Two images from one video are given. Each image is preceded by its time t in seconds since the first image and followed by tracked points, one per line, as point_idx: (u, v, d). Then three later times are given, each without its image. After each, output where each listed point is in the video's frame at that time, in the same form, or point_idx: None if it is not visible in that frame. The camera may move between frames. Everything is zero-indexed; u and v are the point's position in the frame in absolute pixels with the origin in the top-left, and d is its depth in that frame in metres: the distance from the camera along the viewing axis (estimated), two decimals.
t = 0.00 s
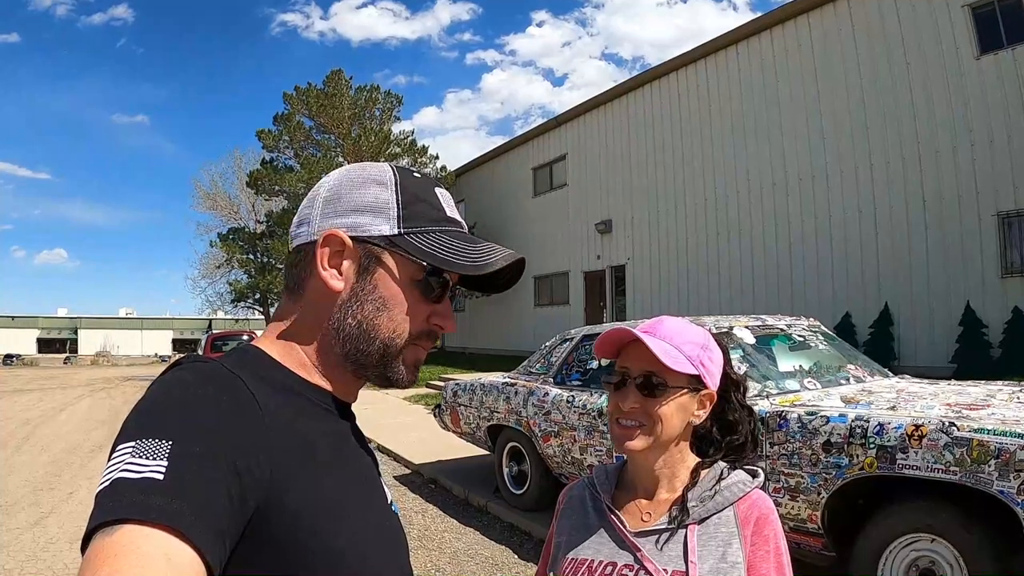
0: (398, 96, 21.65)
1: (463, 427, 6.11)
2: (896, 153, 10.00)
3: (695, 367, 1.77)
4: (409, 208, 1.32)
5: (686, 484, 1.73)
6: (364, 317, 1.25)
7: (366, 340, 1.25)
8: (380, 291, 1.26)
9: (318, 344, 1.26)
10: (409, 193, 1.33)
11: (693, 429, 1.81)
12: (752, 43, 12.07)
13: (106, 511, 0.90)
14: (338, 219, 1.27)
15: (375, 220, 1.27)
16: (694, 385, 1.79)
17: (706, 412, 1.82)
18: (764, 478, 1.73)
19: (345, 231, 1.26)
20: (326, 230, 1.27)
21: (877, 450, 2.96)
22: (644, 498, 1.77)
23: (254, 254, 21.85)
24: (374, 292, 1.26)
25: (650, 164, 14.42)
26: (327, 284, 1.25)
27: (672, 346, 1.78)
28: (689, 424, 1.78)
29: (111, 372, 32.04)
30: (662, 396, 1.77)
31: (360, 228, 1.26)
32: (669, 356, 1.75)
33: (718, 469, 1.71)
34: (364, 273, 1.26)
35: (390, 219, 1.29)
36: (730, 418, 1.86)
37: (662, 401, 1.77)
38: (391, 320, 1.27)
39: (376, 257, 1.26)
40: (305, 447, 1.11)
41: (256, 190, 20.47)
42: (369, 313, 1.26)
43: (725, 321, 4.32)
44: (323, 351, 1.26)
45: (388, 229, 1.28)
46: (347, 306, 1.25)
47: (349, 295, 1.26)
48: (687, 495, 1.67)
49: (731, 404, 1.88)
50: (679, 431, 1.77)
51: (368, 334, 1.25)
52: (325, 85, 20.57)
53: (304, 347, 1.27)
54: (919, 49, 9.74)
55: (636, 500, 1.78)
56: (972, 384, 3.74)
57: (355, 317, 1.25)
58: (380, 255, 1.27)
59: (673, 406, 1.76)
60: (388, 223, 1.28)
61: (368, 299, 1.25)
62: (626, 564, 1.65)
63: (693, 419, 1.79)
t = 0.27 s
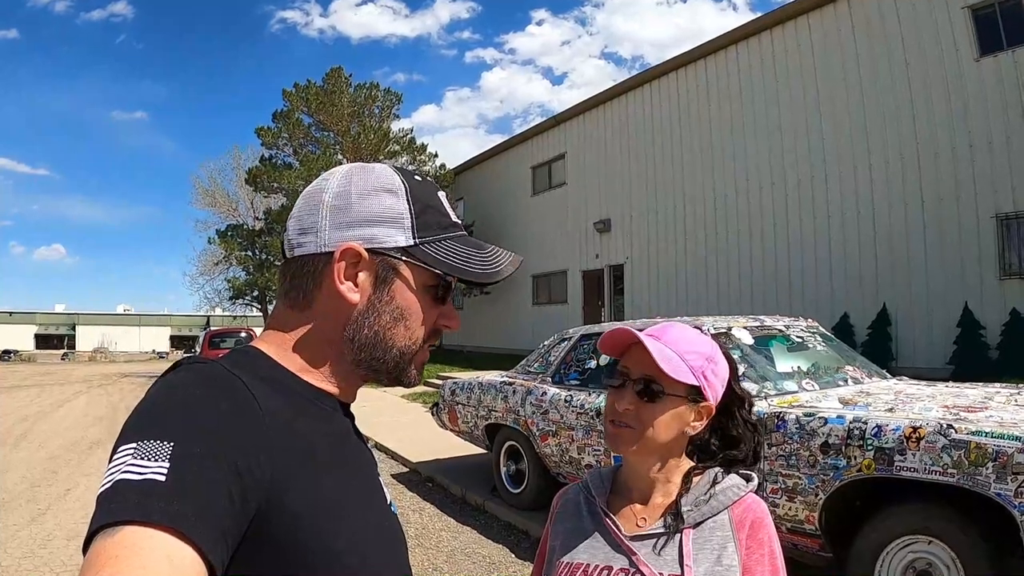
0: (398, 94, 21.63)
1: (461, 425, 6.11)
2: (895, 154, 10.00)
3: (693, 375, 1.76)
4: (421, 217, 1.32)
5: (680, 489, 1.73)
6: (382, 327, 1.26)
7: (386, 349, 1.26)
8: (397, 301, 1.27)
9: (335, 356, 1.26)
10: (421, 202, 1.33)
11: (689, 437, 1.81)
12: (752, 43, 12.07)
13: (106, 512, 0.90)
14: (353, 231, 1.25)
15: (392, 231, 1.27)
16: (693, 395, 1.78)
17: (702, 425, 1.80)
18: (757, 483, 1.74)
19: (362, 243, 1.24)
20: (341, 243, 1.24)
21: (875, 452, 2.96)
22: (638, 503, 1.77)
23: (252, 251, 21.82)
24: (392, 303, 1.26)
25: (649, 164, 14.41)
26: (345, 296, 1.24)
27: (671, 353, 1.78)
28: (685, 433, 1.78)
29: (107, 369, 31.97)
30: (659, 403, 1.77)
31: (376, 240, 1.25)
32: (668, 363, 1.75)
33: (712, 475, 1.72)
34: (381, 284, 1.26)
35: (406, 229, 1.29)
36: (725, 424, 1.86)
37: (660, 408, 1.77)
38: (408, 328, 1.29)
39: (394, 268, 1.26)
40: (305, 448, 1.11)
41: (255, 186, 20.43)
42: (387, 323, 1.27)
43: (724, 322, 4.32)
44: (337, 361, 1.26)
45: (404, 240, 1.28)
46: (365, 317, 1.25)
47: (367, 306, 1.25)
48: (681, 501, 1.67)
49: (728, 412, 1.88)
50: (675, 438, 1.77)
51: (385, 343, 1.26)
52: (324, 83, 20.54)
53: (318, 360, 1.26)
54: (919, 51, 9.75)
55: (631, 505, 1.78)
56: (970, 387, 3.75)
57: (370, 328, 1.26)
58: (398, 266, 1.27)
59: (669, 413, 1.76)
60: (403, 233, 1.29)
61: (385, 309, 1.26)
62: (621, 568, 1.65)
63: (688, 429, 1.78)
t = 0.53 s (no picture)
0: (401, 92, 21.64)
1: (463, 424, 6.11)
2: (899, 154, 9.98)
3: (693, 373, 1.76)
4: (424, 217, 1.32)
5: (681, 488, 1.73)
6: (383, 327, 1.26)
7: (386, 349, 1.27)
8: (399, 301, 1.27)
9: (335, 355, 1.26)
10: (423, 201, 1.33)
11: (689, 437, 1.80)
12: (755, 42, 12.04)
13: (105, 513, 0.90)
14: (355, 231, 1.25)
15: (394, 231, 1.27)
16: (694, 393, 1.78)
17: (703, 421, 1.80)
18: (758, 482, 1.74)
19: (364, 244, 1.24)
20: (343, 243, 1.24)
21: (877, 453, 2.96)
22: (639, 501, 1.78)
23: (255, 249, 21.85)
24: (394, 303, 1.27)
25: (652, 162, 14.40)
26: (347, 298, 1.24)
27: (672, 351, 1.78)
28: (686, 431, 1.78)
29: (111, 365, 32.07)
30: (658, 402, 1.77)
31: (378, 240, 1.25)
32: (667, 361, 1.75)
33: (713, 474, 1.72)
34: (383, 284, 1.26)
35: (408, 230, 1.29)
36: (726, 422, 1.86)
37: (659, 407, 1.77)
38: (408, 328, 1.29)
39: (396, 269, 1.27)
40: (305, 447, 1.11)
41: (258, 184, 20.45)
42: (389, 324, 1.27)
43: (727, 321, 4.32)
44: (337, 360, 1.27)
45: (406, 240, 1.28)
46: (366, 318, 1.25)
47: (368, 307, 1.25)
48: (682, 500, 1.67)
49: (729, 409, 1.88)
50: (675, 437, 1.77)
51: (386, 343, 1.27)
52: (328, 80, 20.55)
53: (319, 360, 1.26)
54: (923, 50, 9.72)
55: (632, 503, 1.78)
56: (973, 388, 3.74)
57: (371, 327, 1.26)
58: (399, 266, 1.27)
59: (669, 410, 1.76)
60: (404, 234, 1.29)
61: (387, 310, 1.26)
62: (621, 568, 1.65)
63: (689, 427, 1.78)
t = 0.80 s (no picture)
0: (404, 93, 21.67)
1: (463, 426, 6.11)
2: (900, 159, 9.99)
3: (693, 376, 1.77)
4: (427, 218, 1.33)
5: (681, 492, 1.73)
6: (384, 328, 1.27)
7: (388, 349, 1.27)
8: (401, 302, 1.28)
9: (336, 355, 1.27)
10: (425, 202, 1.34)
11: (689, 440, 1.80)
12: (758, 46, 12.06)
13: (105, 514, 0.90)
14: (359, 231, 1.25)
15: (397, 232, 1.28)
16: (693, 397, 1.78)
17: (704, 424, 1.81)
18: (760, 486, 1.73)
19: (367, 244, 1.25)
20: (346, 243, 1.24)
21: (878, 458, 2.96)
22: (639, 504, 1.78)
23: (256, 249, 21.86)
24: (396, 304, 1.27)
25: (654, 166, 14.41)
26: (349, 299, 1.24)
27: (672, 355, 1.78)
28: (686, 435, 1.78)
29: (111, 364, 32.08)
30: (658, 405, 1.77)
31: (381, 241, 1.26)
32: (667, 365, 1.75)
33: (714, 477, 1.71)
34: (385, 285, 1.26)
35: (410, 231, 1.30)
36: (726, 426, 1.86)
37: (658, 411, 1.77)
38: (409, 328, 1.30)
39: (398, 269, 1.27)
40: (305, 448, 1.11)
41: (260, 184, 20.47)
42: (390, 324, 1.27)
43: (728, 325, 4.32)
44: (338, 360, 1.27)
45: (409, 241, 1.29)
46: (369, 319, 1.25)
47: (371, 308, 1.26)
48: (682, 503, 1.67)
49: (729, 412, 1.88)
50: (674, 441, 1.76)
51: (388, 343, 1.27)
52: (331, 82, 20.59)
53: (319, 358, 1.26)
54: (926, 55, 9.72)
55: (632, 507, 1.78)
56: (974, 393, 3.74)
57: (373, 328, 1.26)
58: (402, 266, 1.28)
59: (669, 414, 1.76)
60: (407, 234, 1.29)
61: (389, 310, 1.27)
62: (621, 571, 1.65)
63: (689, 431, 1.78)
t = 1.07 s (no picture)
0: (405, 94, 21.70)
1: (465, 426, 6.11)
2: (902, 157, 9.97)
3: (694, 375, 1.77)
4: (425, 217, 1.34)
5: (685, 493, 1.72)
6: (383, 327, 1.27)
7: (386, 348, 1.27)
8: (401, 302, 1.28)
9: (335, 354, 1.26)
10: (423, 201, 1.34)
11: (691, 440, 1.80)
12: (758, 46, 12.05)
13: (104, 516, 0.90)
14: (357, 230, 1.25)
15: (396, 231, 1.28)
16: (695, 396, 1.77)
17: (707, 423, 1.80)
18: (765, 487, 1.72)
19: (366, 242, 1.25)
20: (345, 242, 1.24)
21: (880, 458, 2.95)
22: (643, 506, 1.77)
23: (258, 251, 21.88)
24: (395, 303, 1.27)
25: (655, 165, 14.41)
26: (347, 298, 1.24)
27: (672, 354, 1.78)
28: (688, 434, 1.77)
29: (113, 366, 32.15)
30: (659, 405, 1.77)
31: (380, 240, 1.26)
32: (667, 364, 1.75)
33: (717, 479, 1.71)
34: (385, 283, 1.26)
35: (409, 230, 1.29)
36: (729, 425, 1.86)
37: (659, 410, 1.77)
38: (408, 327, 1.29)
39: (397, 268, 1.27)
40: (304, 448, 1.11)
41: (262, 186, 20.50)
42: (389, 324, 1.27)
43: (729, 325, 4.32)
44: (337, 359, 1.27)
45: (407, 240, 1.29)
46: (368, 318, 1.25)
47: (370, 306, 1.25)
48: (686, 505, 1.66)
49: (732, 412, 1.88)
50: (676, 441, 1.76)
51: (387, 343, 1.27)
52: (332, 83, 20.62)
53: (317, 357, 1.26)
54: (927, 54, 9.71)
55: (635, 508, 1.78)
56: (977, 392, 3.73)
57: (372, 328, 1.26)
58: (401, 264, 1.27)
59: (670, 413, 1.76)
60: (406, 233, 1.29)
61: (388, 309, 1.27)
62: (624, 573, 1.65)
63: (692, 430, 1.77)
